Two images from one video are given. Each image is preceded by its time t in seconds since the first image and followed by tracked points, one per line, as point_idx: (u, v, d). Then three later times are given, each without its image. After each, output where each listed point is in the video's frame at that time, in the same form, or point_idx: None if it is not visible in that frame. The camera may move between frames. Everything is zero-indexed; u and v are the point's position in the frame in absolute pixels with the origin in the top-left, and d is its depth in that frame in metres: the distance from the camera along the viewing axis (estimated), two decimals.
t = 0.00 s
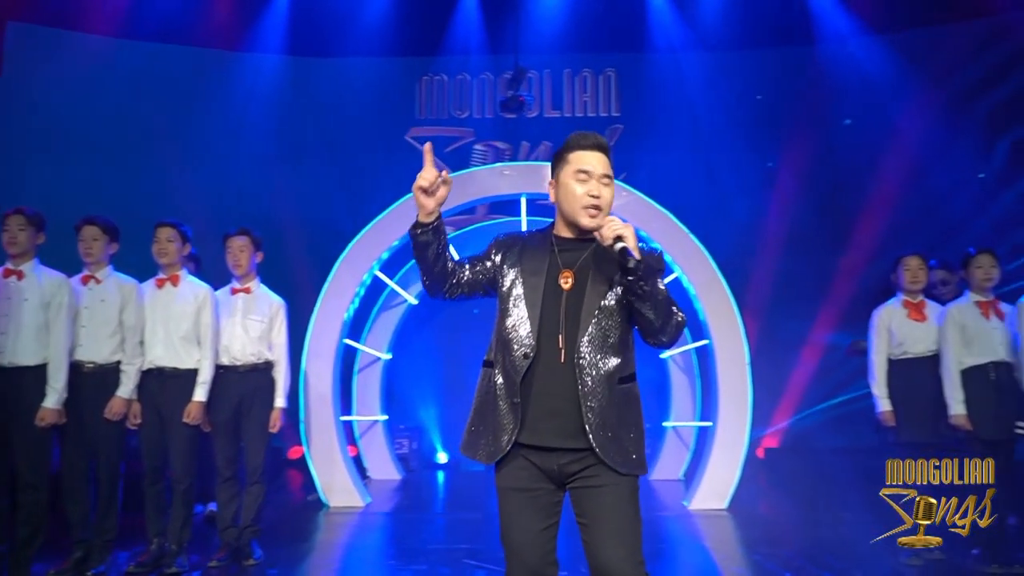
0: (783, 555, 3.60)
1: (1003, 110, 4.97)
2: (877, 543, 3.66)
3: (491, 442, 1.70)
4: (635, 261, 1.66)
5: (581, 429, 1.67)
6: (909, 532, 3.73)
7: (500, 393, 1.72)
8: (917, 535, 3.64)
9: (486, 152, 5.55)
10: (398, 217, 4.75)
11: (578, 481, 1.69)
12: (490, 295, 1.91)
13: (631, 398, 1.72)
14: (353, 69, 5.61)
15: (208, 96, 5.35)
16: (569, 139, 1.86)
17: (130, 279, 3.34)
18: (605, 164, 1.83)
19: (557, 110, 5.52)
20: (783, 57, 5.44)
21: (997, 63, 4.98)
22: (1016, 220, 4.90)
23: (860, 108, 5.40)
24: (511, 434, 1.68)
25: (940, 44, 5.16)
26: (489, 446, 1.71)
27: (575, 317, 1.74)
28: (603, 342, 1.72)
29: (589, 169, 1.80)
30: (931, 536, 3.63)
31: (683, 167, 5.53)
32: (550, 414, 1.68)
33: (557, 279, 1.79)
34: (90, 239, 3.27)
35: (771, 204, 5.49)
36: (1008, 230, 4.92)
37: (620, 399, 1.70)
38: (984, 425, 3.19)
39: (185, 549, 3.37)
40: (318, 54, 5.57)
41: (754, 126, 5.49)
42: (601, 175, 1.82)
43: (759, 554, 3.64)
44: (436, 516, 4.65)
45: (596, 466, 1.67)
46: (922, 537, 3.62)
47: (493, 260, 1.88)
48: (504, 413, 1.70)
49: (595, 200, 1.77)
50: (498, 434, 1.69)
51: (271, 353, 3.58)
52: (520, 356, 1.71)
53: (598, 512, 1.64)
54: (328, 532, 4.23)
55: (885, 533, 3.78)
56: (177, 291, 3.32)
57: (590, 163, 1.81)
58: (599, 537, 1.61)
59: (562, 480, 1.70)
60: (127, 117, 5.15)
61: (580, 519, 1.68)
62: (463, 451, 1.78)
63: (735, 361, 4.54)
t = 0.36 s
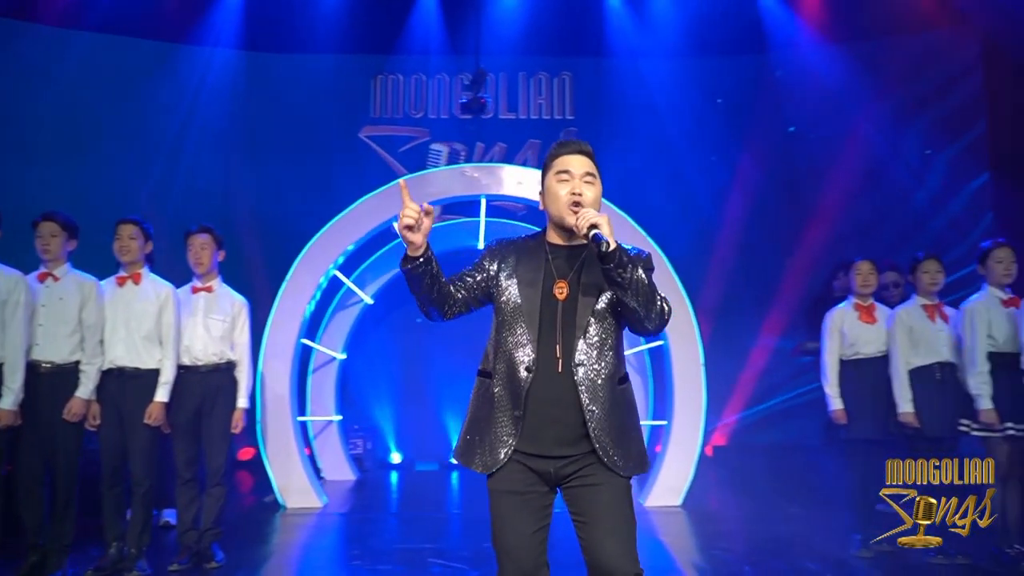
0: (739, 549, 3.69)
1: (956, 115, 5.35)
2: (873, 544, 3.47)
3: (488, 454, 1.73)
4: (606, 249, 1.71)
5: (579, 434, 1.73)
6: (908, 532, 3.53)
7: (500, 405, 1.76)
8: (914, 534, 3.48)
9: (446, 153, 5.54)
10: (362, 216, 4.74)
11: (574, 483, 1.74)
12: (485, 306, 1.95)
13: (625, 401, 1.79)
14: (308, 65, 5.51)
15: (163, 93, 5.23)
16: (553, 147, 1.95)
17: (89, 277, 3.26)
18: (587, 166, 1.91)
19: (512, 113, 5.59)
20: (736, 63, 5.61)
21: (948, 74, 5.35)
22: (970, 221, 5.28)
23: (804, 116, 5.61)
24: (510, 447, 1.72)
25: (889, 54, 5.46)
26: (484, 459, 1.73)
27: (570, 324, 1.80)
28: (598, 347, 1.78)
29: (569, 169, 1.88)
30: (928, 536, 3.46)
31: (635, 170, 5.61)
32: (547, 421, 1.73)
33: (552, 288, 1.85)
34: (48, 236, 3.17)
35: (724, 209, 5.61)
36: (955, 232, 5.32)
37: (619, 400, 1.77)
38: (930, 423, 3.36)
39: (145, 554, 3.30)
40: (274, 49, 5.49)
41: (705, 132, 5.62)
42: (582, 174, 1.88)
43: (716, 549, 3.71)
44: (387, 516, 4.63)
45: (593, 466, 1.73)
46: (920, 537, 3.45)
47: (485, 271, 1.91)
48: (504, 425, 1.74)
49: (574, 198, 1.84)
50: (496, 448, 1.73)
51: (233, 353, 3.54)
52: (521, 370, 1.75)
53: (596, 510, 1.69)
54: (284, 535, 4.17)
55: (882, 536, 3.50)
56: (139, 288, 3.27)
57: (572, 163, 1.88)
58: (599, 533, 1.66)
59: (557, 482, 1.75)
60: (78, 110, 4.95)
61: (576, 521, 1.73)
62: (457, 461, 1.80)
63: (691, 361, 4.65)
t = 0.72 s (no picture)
0: (700, 540, 3.77)
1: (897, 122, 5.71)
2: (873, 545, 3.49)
3: (500, 448, 1.82)
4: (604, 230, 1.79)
5: (582, 423, 1.84)
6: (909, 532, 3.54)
7: (509, 400, 1.85)
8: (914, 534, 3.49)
9: (403, 151, 5.53)
10: (326, 213, 4.71)
11: (575, 473, 1.85)
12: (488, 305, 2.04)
13: (623, 387, 1.90)
14: (267, 59, 5.43)
15: (119, 84, 5.13)
16: (544, 141, 2.05)
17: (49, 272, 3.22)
18: (579, 157, 2.00)
19: (470, 112, 5.59)
20: (694, 69, 5.77)
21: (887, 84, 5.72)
22: (910, 229, 5.63)
23: (755, 122, 5.78)
24: (521, 441, 1.81)
25: (840, 63, 5.71)
26: (497, 454, 1.82)
27: (570, 316, 1.91)
28: (596, 336, 1.88)
29: (560, 160, 1.97)
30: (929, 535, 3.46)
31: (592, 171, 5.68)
32: (553, 411, 1.84)
33: (551, 280, 1.95)
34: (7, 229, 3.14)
35: (677, 211, 5.73)
36: (894, 233, 5.62)
37: (618, 385, 1.89)
38: (886, 417, 3.53)
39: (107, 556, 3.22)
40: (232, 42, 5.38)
41: (659, 135, 5.73)
42: (574, 164, 1.99)
43: (678, 541, 3.78)
44: (344, 515, 4.54)
45: (596, 456, 1.84)
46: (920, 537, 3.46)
47: (484, 267, 1.99)
48: (514, 421, 1.83)
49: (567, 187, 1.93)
50: (507, 442, 1.82)
51: (199, 350, 3.48)
52: (529, 364, 1.85)
53: (601, 500, 1.80)
54: (244, 536, 4.09)
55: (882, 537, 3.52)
56: (103, 284, 3.19)
57: (563, 154, 1.98)
58: (604, 522, 1.78)
59: (559, 472, 1.86)
60: (24, 101, 4.84)
61: (579, 508, 1.85)
62: (466, 457, 1.89)
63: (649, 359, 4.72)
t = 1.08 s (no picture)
0: (662, 532, 3.84)
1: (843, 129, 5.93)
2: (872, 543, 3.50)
3: (498, 442, 1.88)
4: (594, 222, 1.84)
5: (574, 414, 1.91)
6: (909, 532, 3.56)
7: (505, 394, 1.91)
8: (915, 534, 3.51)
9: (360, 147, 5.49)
10: (289, 210, 4.67)
11: (567, 463, 1.92)
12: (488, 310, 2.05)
13: (612, 376, 1.96)
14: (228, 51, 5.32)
15: (71, 74, 4.98)
16: (532, 137, 2.09)
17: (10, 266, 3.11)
18: (567, 152, 2.05)
19: (429, 110, 5.59)
20: (650, 71, 5.88)
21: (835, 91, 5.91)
22: (854, 233, 5.86)
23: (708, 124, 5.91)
24: (518, 433, 1.87)
25: (790, 69, 5.89)
26: (495, 447, 1.88)
27: (561, 308, 1.97)
28: (585, 326, 1.95)
29: (549, 155, 2.02)
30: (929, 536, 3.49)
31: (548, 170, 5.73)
32: (547, 403, 1.90)
33: (541, 274, 2.01)
34: None
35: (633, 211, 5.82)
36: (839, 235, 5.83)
37: (608, 372, 1.96)
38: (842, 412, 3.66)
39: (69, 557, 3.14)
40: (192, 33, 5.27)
41: (615, 135, 5.82)
42: (562, 159, 2.03)
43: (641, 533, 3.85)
44: (302, 514, 4.49)
45: (588, 446, 1.91)
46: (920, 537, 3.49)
47: (476, 264, 2.02)
48: (511, 414, 1.89)
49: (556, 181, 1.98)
50: (505, 435, 1.88)
51: (164, 347, 3.40)
52: (525, 357, 1.91)
53: (595, 490, 1.88)
54: (203, 536, 4.00)
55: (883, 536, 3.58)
56: (67, 279, 3.11)
57: (552, 149, 2.03)
58: (600, 510, 1.85)
59: (552, 462, 1.93)
60: None
61: (572, 497, 1.92)
62: (465, 451, 1.95)
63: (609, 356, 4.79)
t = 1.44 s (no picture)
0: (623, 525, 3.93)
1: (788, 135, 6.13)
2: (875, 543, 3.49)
3: (485, 439, 1.93)
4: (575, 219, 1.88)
5: (561, 408, 1.96)
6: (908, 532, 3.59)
7: (492, 391, 1.96)
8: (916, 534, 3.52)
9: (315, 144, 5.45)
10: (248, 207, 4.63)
11: (553, 456, 1.98)
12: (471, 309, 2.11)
13: (596, 369, 2.02)
14: (192, 47, 5.24)
15: (24, 66, 4.87)
16: (512, 142, 2.14)
17: None
18: (547, 155, 2.10)
19: (386, 108, 5.58)
20: (606, 74, 5.98)
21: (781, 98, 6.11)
22: (800, 235, 6.07)
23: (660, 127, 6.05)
24: (505, 428, 1.93)
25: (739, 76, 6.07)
26: (483, 443, 1.93)
27: (546, 305, 2.02)
28: (569, 321, 2.00)
29: (530, 158, 2.07)
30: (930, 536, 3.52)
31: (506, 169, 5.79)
32: (533, 398, 1.96)
33: (526, 274, 2.06)
34: None
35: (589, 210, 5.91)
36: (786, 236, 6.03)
37: (592, 367, 2.01)
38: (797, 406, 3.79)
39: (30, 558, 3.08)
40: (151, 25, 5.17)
41: (572, 136, 5.91)
42: (543, 162, 2.08)
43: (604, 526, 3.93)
44: (258, 513, 4.45)
45: (573, 440, 1.97)
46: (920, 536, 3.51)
47: (464, 266, 2.06)
48: (498, 411, 1.94)
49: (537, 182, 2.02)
50: (493, 431, 1.93)
51: (130, 344, 3.36)
52: (512, 355, 1.95)
53: (580, 481, 1.94)
54: (162, 535, 3.93)
55: (883, 535, 3.58)
56: (31, 275, 3.05)
57: (533, 152, 2.08)
58: (586, 502, 1.91)
59: (539, 455, 1.98)
60: None
61: (558, 489, 1.97)
62: (454, 447, 1.99)
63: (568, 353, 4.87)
